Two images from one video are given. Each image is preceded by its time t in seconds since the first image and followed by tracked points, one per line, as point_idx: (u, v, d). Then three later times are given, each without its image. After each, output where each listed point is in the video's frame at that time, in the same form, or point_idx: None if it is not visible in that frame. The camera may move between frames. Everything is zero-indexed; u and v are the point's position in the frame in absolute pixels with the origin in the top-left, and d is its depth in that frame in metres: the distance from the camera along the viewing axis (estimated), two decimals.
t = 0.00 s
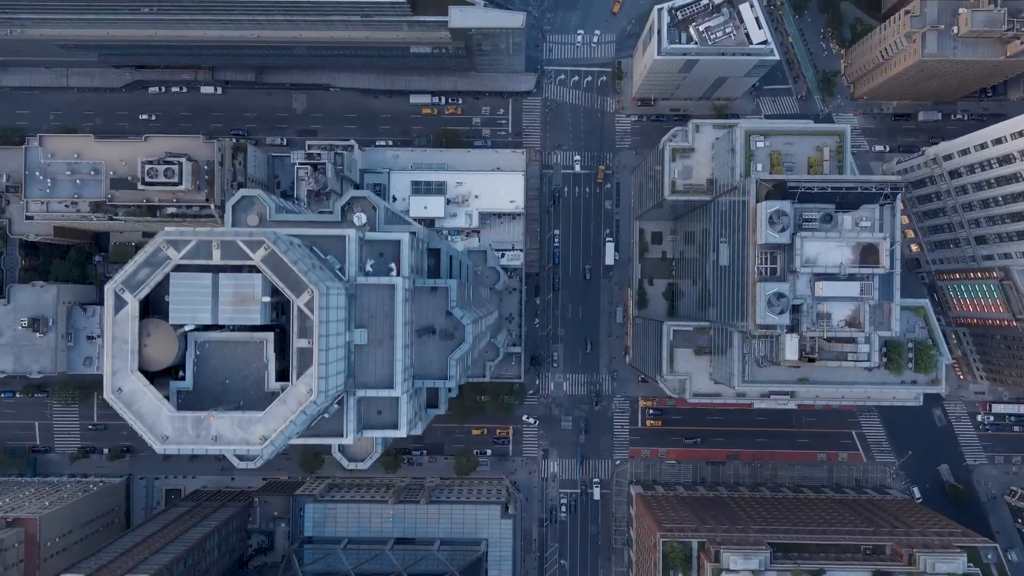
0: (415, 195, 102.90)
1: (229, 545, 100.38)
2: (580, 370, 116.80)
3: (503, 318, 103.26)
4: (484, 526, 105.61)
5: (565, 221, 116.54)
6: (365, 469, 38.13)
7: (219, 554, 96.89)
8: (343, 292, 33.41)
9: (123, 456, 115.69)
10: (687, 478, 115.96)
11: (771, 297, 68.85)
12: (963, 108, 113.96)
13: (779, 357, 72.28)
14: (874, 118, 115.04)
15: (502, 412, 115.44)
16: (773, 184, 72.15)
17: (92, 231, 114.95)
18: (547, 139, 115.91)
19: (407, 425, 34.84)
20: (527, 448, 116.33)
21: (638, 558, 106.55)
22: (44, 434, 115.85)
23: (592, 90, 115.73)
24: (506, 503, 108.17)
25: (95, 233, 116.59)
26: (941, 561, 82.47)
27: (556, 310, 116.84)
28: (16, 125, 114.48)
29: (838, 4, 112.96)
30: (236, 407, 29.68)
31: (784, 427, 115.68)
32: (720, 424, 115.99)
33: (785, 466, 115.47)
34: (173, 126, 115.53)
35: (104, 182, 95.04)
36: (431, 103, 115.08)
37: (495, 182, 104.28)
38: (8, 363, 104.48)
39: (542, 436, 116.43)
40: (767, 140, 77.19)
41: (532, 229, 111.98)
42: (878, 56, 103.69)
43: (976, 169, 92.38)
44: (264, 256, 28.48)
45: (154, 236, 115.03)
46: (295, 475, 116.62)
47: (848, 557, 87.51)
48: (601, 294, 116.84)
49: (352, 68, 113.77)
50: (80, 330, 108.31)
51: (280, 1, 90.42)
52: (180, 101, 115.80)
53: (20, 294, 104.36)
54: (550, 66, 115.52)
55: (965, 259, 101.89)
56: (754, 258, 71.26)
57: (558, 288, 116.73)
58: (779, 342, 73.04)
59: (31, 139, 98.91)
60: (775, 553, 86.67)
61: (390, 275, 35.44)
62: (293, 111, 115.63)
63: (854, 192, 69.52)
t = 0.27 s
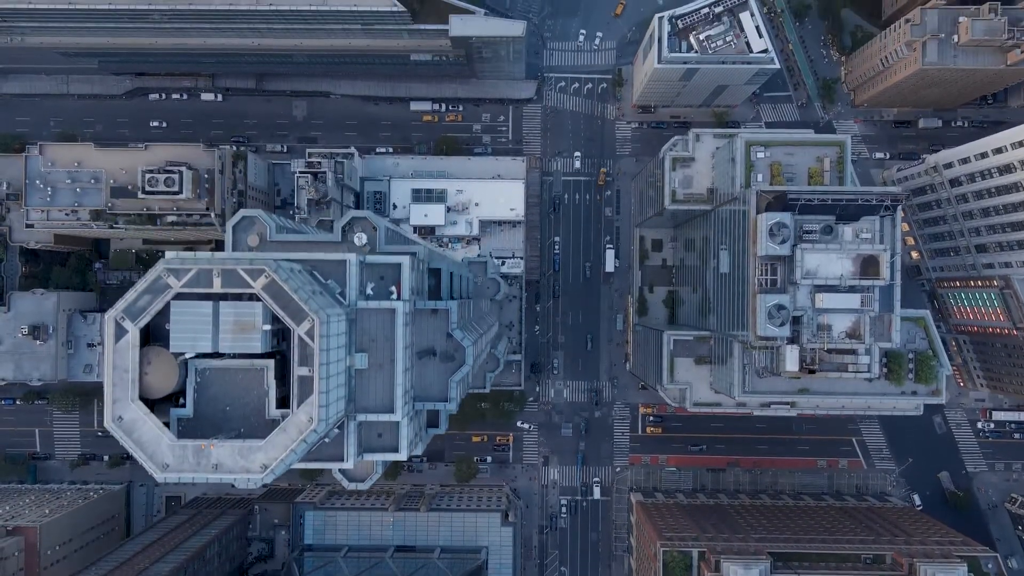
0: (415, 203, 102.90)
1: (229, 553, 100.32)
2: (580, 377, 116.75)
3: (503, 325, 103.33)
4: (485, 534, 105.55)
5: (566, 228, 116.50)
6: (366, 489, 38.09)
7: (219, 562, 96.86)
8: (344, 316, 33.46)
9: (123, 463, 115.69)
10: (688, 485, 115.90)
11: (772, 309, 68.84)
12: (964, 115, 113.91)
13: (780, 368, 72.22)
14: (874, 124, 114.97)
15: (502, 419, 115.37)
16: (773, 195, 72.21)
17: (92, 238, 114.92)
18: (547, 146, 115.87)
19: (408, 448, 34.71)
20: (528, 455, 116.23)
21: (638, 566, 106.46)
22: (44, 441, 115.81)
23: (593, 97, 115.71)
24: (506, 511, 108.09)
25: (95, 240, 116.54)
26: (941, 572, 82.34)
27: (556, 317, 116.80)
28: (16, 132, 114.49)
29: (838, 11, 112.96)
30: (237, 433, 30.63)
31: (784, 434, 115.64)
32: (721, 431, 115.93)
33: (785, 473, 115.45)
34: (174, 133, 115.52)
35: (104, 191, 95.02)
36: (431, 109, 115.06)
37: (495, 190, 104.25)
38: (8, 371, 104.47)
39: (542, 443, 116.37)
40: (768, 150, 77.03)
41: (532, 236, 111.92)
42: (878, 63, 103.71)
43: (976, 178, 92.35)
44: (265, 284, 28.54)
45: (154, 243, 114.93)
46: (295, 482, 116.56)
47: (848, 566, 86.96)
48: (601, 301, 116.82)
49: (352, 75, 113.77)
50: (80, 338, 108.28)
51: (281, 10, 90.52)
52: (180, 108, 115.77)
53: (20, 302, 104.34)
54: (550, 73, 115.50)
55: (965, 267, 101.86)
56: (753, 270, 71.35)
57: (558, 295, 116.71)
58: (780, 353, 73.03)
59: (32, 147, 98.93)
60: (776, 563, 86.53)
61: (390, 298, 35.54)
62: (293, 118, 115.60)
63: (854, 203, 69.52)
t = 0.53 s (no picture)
0: (415, 210, 102.88)
1: (229, 561, 100.27)
2: (580, 384, 116.74)
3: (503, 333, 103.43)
4: (485, 541, 105.45)
5: (566, 234, 116.46)
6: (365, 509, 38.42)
7: (218, 571, 96.84)
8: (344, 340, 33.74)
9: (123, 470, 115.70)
10: (688, 492, 115.84)
11: (772, 320, 68.85)
12: (964, 122, 113.90)
13: (780, 379, 72.24)
14: (874, 131, 114.96)
15: (502, 426, 115.33)
16: (773, 206, 72.20)
17: (92, 245, 114.91)
18: (547, 153, 115.85)
19: (408, 472, 34.80)
20: (528, 462, 116.15)
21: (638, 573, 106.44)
22: (44, 447, 115.83)
23: (593, 104, 115.68)
24: (506, 518, 108.01)
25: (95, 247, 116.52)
26: None
27: (556, 324, 116.77)
28: (16, 139, 114.45)
29: (838, 19, 112.97)
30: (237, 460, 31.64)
31: (784, 441, 115.62)
32: (721, 438, 115.89)
33: (785, 480, 115.44)
34: (174, 139, 115.54)
35: (104, 199, 95.05)
36: (431, 116, 115.07)
37: (496, 197, 104.21)
38: (8, 378, 104.43)
39: (542, 450, 116.30)
40: (768, 161, 76.94)
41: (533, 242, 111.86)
42: (878, 71, 103.75)
43: (976, 187, 92.29)
44: (265, 312, 29.55)
45: (154, 250, 114.83)
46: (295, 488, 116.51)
47: None
48: (601, 308, 116.82)
49: (352, 82, 113.82)
50: (80, 345, 108.24)
51: (281, 19, 90.50)
52: (180, 115, 115.74)
53: (20, 309, 104.32)
54: (550, 80, 115.51)
55: (965, 275, 101.85)
56: (754, 281, 71.35)
57: (558, 301, 116.68)
58: (780, 363, 73.02)
59: (32, 155, 98.91)
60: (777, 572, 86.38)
61: (390, 320, 35.94)
62: (293, 124, 115.60)
63: (855, 215, 69.57)
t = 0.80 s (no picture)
0: (415, 218, 102.88)
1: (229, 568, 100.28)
2: (580, 391, 116.71)
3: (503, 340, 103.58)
4: (485, 549, 105.38)
5: (566, 241, 116.40)
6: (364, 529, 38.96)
7: None
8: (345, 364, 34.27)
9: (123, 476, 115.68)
10: (688, 499, 115.79)
11: (771, 332, 68.89)
12: (964, 129, 113.88)
13: (780, 389, 72.24)
14: (875, 138, 114.87)
15: (502, 433, 115.29)
16: (773, 217, 72.26)
17: (93, 252, 114.88)
18: (547, 160, 115.87)
19: (408, 495, 34.86)
20: (528, 468, 116.11)
21: None
22: (44, 454, 115.85)
23: (593, 111, 115.72)
24: (507, 526, 107.90)
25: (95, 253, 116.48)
26: None
27: (556, 331, 116.75)
28: (16, 146, 114.49)
29: (838, 26, 112.97)
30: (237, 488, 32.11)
31: (784, 448, 115.61)
32: (720, 445, 115.82)
33: (784, 487, 115.40)
34: (174, 146, 115.51)
35: (104, 208, 95.04)
36: (432, 123, 115.09)
37: (496, 205, 104.16)
38: (8, 386, 104.37)
39: (542, 457, 116.27)
40: (768, 171, 76.91)
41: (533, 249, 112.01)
42: (879, 79, 103.68)
43: (977, 196, 92.20)
44: (265, 339, 30.28)
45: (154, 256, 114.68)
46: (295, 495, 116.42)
47: None
48: (601, 315, 116.78)
49: (352, 89, 113.82)
50: (80, 352, 108.15)
51: (281, 27, 90.47)
52: (180, 122, 115.69)
53: (20, 317, 104.27)
54: (550, 87, 115.55)
55: (965, 283, 101.84)
56: (754, 292, 71.33)
57: (558, 308, 116.66)
58: (780, 374, 73.10)
59: (32, 164, 98.89)
60: None
61: (390, 343, 36.51)
62: (293, 131, 115.57)
63: (855, 227, 69.58)
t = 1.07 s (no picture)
0: (415, 226, 102.89)
1: None
2: (580, 397, 116.69)
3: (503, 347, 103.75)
4: (485, 556, 105.28)
5: (566, 247, 116.39)
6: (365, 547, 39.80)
7: None
8: (345, 387, 34.79)
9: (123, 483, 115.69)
10: (688, 505, 115.79)
11: (772, 344, 68.93)
12: (964, 136, 113.89)
13: (780, 400, 72.22)
14: (874, 145, 114.88)
15: (502, 439, 115.24)
16: (773, 228, 72.22)
17: (93, 259, 114.87)
18: (547, 167, 115.89)
19: (407, 517, 35.43)
20: (528, 475, 116.07)
21: None
22: (44, 461, 115.87)
23: (593, 118, 115.71)
24: (507, 533, 107.79)
25: (95, 260, 116.40)
26: None
27: (556, 337, 116.75)
28: (16, 152, 114.50)
29: (838, 32, 112.97)
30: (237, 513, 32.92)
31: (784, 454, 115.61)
32: (721, 451, 115.82)
33: (784, 494, 115.41)
34: (174, 153, 115.52)
35: (104, 216, 95.07)
36: (432, 130, 115.14)
37: (497, 212, 104.14)
38: (8, 393, 104.31)
39: (543, 464, 116.25)
40: (768, 181, 76.89)
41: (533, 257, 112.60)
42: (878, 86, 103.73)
43: (977, 205, 92.17)
44: (265, 367, 30.65)
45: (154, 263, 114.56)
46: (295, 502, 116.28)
47: None
48: (600, 322, 116.73)
49: (352, 96, 113.88)
50: (80, 360, 108.14)
51: (281, 36, 90.46)
52: (180, 128, 115.70)
53: (20, 324, 104.24)
54: (550, 94, 115.58)
55: (966, 291, 101.87)
56: (754, 303, 71.35)
57: (558, 315, 116.67)
58: (780, 385, 73.08)
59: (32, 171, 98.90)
60: None
61: (390, 364, 36.82)
62: (293, 138, 115.61)
63: (855, 238, 69.54)
